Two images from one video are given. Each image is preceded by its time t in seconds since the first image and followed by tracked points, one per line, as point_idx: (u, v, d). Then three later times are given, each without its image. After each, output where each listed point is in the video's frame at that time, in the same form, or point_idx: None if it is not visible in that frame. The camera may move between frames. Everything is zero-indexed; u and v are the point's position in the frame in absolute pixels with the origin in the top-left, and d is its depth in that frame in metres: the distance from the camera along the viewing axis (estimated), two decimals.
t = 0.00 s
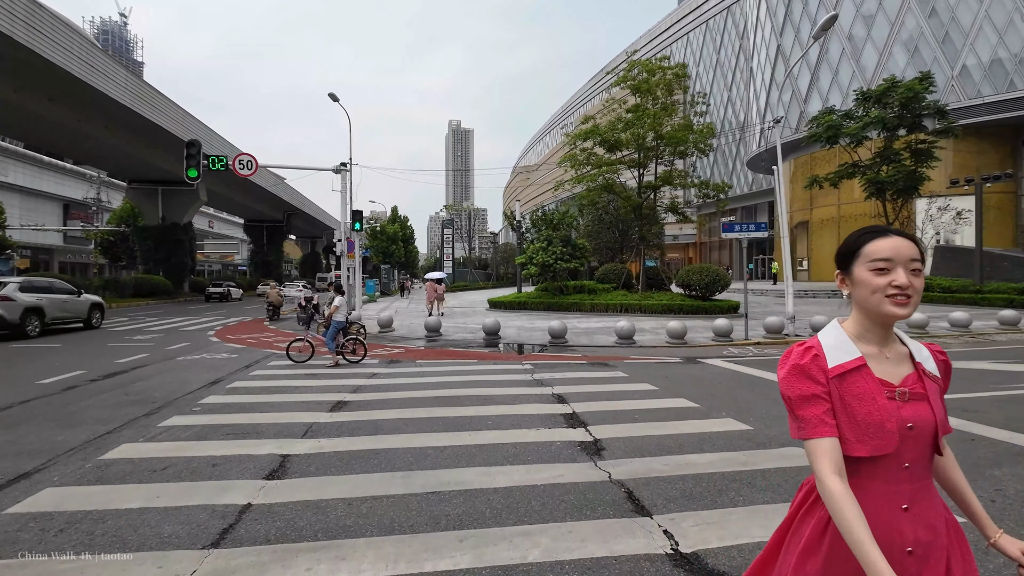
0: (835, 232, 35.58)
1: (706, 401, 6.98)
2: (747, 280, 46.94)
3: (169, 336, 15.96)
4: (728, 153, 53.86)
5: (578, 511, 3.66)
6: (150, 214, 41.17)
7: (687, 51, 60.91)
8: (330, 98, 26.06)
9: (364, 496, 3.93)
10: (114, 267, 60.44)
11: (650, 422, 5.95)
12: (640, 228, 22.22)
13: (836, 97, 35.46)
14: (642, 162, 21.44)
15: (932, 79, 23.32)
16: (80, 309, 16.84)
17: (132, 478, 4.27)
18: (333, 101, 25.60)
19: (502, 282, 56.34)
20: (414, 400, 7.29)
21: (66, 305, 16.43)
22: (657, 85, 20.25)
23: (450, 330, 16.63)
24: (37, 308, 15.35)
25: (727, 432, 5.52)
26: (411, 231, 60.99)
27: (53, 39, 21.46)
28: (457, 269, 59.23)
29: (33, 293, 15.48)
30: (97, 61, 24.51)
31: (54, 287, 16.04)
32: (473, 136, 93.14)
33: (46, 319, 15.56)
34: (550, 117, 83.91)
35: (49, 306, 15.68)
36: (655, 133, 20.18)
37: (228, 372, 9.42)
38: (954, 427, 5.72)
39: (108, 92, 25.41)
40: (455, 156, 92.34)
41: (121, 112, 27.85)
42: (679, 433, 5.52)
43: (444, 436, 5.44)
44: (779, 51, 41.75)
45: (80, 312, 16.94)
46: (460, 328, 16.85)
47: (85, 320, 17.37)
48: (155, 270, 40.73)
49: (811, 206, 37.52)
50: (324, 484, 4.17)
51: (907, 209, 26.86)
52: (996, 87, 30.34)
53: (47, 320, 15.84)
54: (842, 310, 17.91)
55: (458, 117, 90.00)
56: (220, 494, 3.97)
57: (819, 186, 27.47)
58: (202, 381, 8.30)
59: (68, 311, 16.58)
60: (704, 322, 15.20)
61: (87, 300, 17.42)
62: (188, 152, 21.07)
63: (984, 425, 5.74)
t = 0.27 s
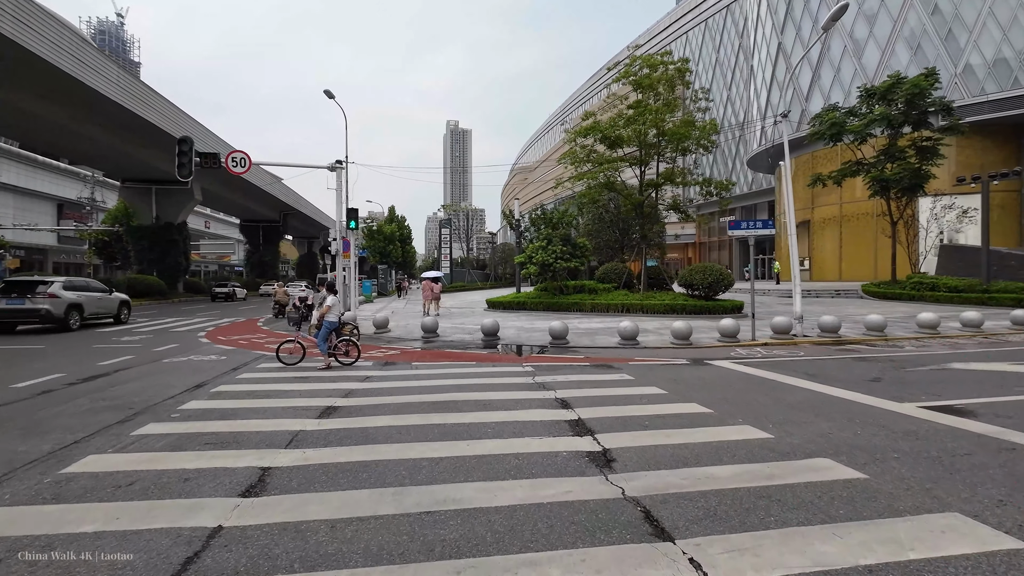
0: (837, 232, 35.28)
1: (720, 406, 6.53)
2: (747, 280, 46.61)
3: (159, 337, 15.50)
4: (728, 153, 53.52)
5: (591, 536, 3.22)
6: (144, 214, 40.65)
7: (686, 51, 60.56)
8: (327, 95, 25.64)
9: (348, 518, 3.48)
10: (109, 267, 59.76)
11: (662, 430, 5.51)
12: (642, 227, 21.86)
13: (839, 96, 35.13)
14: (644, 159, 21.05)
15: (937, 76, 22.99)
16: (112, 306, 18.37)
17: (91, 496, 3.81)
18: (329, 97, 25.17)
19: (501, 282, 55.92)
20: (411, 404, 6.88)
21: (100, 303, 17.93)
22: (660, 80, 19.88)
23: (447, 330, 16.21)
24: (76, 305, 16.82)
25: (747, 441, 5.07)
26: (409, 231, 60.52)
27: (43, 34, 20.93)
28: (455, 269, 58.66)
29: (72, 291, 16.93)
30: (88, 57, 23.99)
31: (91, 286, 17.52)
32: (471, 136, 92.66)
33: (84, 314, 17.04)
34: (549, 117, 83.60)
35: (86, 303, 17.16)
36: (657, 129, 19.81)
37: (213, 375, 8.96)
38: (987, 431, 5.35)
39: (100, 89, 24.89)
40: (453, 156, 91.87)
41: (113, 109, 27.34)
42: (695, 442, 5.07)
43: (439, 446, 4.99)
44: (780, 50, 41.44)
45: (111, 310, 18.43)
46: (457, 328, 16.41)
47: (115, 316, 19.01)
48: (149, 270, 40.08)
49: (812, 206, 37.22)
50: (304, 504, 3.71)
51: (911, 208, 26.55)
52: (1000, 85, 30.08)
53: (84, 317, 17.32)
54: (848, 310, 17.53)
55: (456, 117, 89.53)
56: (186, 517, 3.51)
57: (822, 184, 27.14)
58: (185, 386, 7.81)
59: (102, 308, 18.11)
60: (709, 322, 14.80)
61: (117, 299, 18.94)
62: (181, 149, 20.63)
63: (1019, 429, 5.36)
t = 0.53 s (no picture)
0: (836, 231, 35.07)
1: (731, 415, 6.14)
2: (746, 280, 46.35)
3: (145, 340, 15.04)
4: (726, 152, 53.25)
5: None
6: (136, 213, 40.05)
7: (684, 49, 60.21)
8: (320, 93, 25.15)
9: (325, 555, 3.06)
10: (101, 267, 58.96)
11: (672, 443, 5.11)
12: (642, 226, 21.50)
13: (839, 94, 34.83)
14: (644, 158, 20.67)
15: (940, 73, 22.70)
16: (135, 304, 20.11)
17: (37, 528, 3.37)
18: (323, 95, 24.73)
19: (498, 282, 55.54)
20: (402, 413, 6.47)
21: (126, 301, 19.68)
22: (660, 77, 19.49)
23: (443, 332, 15.81)
24: (105, 303, 18.53)
25: (766, 457, 4.67)
26: (405, 230, 60.02)
27: (29, 29, 20.26)
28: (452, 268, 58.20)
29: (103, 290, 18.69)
30: (77, 53, 23.32)
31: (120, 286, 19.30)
32: (468, 136, 92.11)
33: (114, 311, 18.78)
34: (545, 116, 83.18)
35: (115, 301, 18.91)
36: (658, 127, 19.41)
37: (195, 381, 8.53)
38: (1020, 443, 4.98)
39: (89, 86, 24.24)
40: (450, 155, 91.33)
41: (102, 107, 26.68)
42: (708, 459, 4.68)
43: (429, 464, 4.57)
44: (778, 48, 41.13)
45: (135, 307, 20.12)
46: (453, 330, 16.00)
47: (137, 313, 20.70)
48: (140, 270, 39.25)
49: (811, 205, 36.97)
50: (277, 536, 3.30)
51: (912, 207, 26.30)
52: (1001, 83, 29.87)
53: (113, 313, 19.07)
54: (851, 310, 17.21)
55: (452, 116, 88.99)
56: (140, 554, 3.08)
57: (822, 183, 26.85)
58: (164, 394, 7.38)
59: (126, 306, 19.86)
60: (711, 323, 14.45)
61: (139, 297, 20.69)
62: (170, 147, 20.12)
63: None
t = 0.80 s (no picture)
0: (833, 229, 34.88)
1: (739, 419, 5.75)
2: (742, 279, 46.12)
3: (127, 339, 14.50)
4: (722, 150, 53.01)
5: None
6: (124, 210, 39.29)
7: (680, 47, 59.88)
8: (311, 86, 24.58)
9: None
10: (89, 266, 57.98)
11: (678, 450, 4.72)
12: (639, 222, 21.13)
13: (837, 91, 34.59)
14: (641, 153, 20.30)
15: (940, 69, 22.47)
16: (151, 301, 21.83)
17: None
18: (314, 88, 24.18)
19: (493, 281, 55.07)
20: (388, 416, 6.03)
21: (142, 298, 21.40)
22: (657, 70, 19.11)
23: (435, 330, 15.37)
24: (125, 299, 20.21)
25: (782, 466, 4.28)
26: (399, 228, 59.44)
27: (11, 19, 19.53)
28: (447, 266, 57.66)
29: (123, 287, 20.42)
30: (61, 45, 22.56)
31: (139, 284, 21.03)
32: (463, 134, 91.51)
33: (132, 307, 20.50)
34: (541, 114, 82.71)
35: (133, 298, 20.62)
36: (656, 121, 19.02)
37: (171, 383, 8.06)
38: None
39: (74, 79, 23.49)
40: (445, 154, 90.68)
41: (88, 101, 25.93)
42: (720, 468, 4.29)
43: (414, 475, 4.14)
44: (775, 45, 40.86)
45: (150, 304, 21.80)
46: (446, 328, 15.58)
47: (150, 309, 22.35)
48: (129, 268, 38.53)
49: (807, 202, 36.78)
50: (236, 564, 2.87)
51: (910, 205, 26.11)
52: (998, 80, 29.72)
53: (131, 308, 20.79)
54: (851, 308, 16.93)
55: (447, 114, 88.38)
56: None
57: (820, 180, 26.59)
58: (136, 397, 6.92)
59: (142, 302, 21.51)
60: (710, 322, 14.08)
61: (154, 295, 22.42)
62: (155, 140, 19.52)
63: None
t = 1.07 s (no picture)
0: (828, 227, 34.75)
1: (747, 430, 5.38)
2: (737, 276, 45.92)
3: (105, 341, 13.94)
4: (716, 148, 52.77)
5: None
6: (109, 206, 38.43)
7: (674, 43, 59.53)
8: (299, 80, 23.98)
9: None
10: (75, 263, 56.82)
11: (686, 468, 4.33)
12: (635, 219, 20.77)
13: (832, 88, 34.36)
14: (637, 149, 19.92)
15: (937, 64, 22.23)
16: (161, 299, 23.18)
17: None
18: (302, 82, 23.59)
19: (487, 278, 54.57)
20: (371, 428, 5.58)
21: (153, 295, 22.69)
22: (653, 64, 18.74)
23: (426, 331, 14.91)
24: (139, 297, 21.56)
25: (801, 487, 3.91)
26: (391, 226, 58.77)
27: None
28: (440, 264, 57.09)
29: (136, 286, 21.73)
30: (40, 36, 21.69)
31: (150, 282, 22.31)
32: (456, 131, 90.78)
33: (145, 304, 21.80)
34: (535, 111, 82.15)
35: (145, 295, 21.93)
36: (652, 116, 18.64)
37: (142, 390, 7.57)
38: None
39: (54, 72, 22.62)
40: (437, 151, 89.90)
41: (69, 95, 25.06)
42: (734, 488, 3.91)
43: (396, 501, 3.71)
44: (770, 41, 40.61)
45: (160, 302, 23.15)
46: (437, 329, 15.15)
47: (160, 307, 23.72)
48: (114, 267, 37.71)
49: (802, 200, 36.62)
50: None
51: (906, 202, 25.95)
52: (993, 77, 29.61)
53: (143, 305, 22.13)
54: (849, 307, 16.69)
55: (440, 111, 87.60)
56: None
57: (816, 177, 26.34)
58: (102, 406, 6.45)
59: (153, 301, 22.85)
60: (709, 322, 13.73)
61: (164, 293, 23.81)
62: (136, 134, 18.86)
63: None
